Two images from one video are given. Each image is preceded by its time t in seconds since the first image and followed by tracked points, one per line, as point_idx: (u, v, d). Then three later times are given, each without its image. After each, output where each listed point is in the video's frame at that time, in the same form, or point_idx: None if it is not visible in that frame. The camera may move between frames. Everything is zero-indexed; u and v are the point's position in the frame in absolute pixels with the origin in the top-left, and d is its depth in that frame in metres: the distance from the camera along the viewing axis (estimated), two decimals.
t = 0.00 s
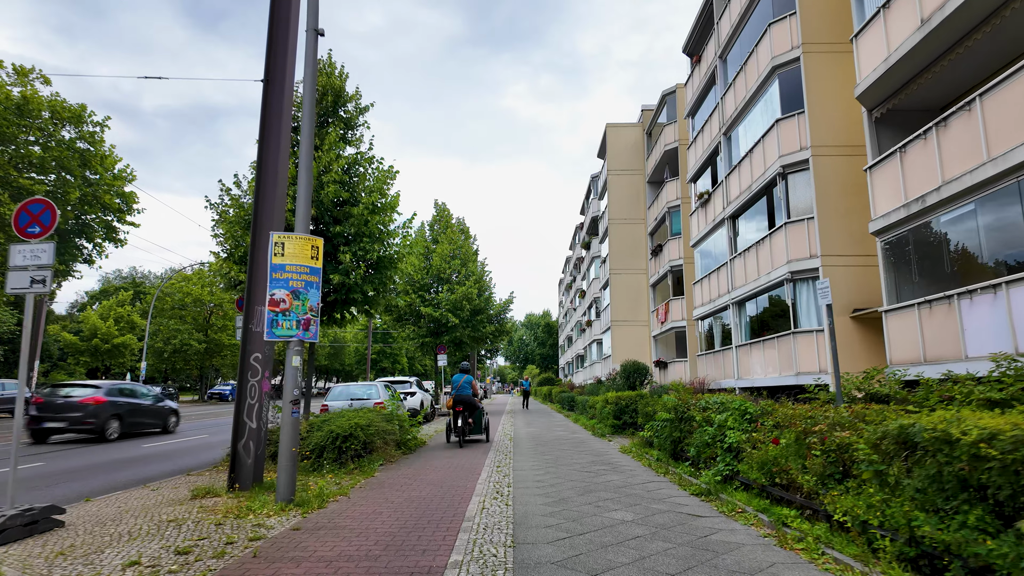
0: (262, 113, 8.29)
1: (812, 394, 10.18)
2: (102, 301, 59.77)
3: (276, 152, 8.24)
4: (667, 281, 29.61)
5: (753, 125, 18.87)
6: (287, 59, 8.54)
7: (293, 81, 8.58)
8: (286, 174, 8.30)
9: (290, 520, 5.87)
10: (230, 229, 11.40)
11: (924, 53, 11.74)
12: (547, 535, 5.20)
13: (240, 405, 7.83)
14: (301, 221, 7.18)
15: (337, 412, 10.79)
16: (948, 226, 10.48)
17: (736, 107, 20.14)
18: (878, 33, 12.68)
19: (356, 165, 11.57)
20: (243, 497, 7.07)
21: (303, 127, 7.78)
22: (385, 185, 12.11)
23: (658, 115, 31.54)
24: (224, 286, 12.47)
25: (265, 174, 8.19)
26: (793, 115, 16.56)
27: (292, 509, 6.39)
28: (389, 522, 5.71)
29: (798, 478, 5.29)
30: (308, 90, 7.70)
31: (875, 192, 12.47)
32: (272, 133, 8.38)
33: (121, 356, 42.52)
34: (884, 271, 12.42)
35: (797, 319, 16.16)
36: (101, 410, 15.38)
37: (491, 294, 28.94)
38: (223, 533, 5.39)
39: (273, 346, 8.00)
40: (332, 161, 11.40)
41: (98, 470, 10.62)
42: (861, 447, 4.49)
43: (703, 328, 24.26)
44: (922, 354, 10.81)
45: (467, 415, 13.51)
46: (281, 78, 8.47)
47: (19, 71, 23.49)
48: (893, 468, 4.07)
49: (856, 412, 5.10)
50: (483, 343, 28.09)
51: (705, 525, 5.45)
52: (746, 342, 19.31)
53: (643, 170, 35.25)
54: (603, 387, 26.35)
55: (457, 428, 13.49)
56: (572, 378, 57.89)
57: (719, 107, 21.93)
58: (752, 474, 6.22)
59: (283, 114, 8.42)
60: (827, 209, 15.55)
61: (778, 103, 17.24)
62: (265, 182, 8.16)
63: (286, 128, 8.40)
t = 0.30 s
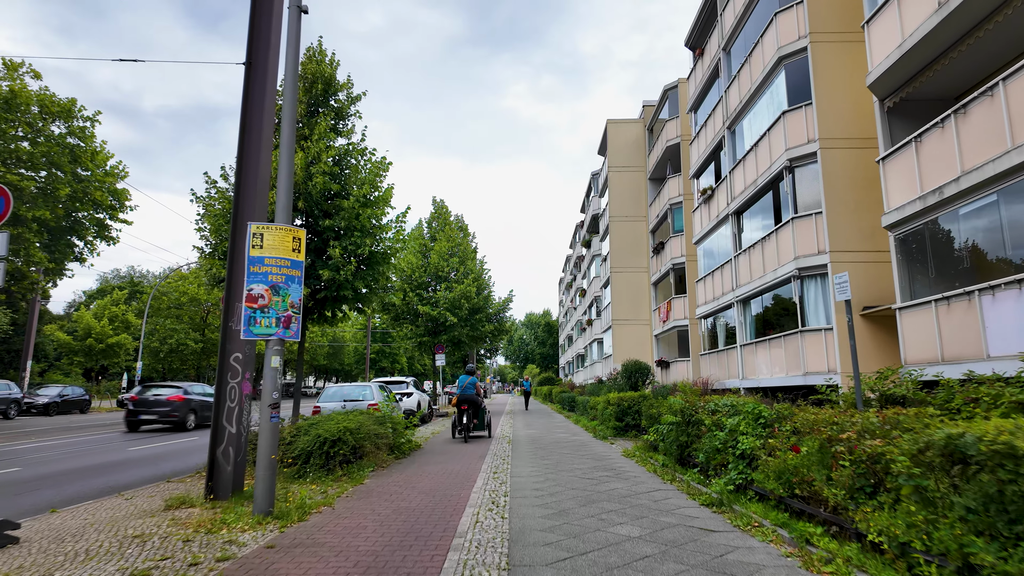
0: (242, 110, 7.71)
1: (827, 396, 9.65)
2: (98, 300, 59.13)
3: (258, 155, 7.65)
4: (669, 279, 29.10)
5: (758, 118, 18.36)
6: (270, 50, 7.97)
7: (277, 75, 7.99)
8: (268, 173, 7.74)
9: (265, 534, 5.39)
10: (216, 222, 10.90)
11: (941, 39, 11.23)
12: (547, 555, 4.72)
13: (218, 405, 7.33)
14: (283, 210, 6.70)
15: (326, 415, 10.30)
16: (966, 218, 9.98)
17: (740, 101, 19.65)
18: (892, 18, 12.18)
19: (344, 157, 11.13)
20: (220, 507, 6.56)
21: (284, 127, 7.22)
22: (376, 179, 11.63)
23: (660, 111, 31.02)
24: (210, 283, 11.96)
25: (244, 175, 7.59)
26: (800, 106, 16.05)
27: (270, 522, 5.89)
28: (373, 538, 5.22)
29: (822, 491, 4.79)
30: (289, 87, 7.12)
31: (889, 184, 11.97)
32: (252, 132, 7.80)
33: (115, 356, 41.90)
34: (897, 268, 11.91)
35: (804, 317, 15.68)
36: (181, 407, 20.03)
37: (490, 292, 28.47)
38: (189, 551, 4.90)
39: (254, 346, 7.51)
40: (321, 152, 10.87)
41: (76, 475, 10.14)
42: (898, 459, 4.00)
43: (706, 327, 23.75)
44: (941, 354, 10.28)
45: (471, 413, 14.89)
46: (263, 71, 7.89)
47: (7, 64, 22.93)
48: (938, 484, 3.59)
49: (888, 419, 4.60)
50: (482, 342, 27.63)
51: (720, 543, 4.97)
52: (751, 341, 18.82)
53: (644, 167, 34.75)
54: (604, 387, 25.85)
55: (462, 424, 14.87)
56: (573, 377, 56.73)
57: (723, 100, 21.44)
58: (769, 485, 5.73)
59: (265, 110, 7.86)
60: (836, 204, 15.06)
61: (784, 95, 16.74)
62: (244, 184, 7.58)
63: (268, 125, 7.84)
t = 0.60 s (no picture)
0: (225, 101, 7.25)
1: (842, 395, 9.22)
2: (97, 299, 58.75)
3: (241, 151, 7.17)
4: (672, 278, 28.66)
5: (765, 111, 17.91)
6: (256, 36, 7.52)
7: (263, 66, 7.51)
8: (253, 166, 7.26)
9: (243, 545, 4.94)
10: (204, 214, 10.48)
11: (960, 25, 10.77)
12: (551, 569, 4.28)
13: (201, 404, 6.91)
14: (267, 196, 6.28)
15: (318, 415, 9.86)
16: (988, 209, 9.54)
17: (746, 94, 19.19)
18: (907, 4, 11.72)
19: (336, 147, 10.72)
20: (200, 513, 6.14)
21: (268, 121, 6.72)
22: (370, 170, 11.21)
23: (663, 107, 30.51)
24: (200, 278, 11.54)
25: (227, 173, 7.13)
26: (809, 98, 15.60)
27: (250, 530, 5.46)
28: (361, 548, 4.80)
29: (853, 497, 4.36)
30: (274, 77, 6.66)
31: (904, 176, 11.52)
32: (237, 124, 7.33)
33: (113, 355, 41.48)
34: (912, 261, 11.47)
35: (813, 315, 15.24)
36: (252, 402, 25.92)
37: (491, 290, 28.03)
38: (158, 563, 4.47)
39: (239, 341, 7.07)
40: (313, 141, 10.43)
41: (58, 477, 9.73)
42: (949, 464, 3.56)
43: (710, 325, 23.30)
44: (963, 351, 9.80)
45: (477, 412, 15.84)
46: (248, 62, 7.41)
47: None
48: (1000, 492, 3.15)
49: (928, 419, 4.16)
50: (482, 342, 27.22)
51: (739, 554, 4.52)
52: (758, 339, 18.37)
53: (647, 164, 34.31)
54: (606, 387, 25.39)
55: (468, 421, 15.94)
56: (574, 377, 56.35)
57: (728, 94, 20.98)
58: (790, 489, 5.29)
59: (250, 103, 7.37)
60: (846, 198, 14.61)
61: (792, 86, 16.28)
62: (228, 182, 7.13)
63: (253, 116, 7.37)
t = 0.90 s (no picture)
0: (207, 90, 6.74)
1: (860, 398, 8.75)
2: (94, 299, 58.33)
3: (225, 135, 6.70)
4: (676, 277, 28.20)
5: (773, 105, 17.41)
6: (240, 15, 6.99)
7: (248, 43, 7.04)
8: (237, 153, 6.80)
9: (214, 569, 4.47)
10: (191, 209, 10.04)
11: (982, 11, 10.28)
12: None
13: (179, 409, 6.43)
14: (247, 185, 5.80)
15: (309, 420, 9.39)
16: (1014, 203, 9.06)
17: (753, 87, 18.70)
18: None
19: (328, 138, 10.25)
20: (176, 528, 5.68)
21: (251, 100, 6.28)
22: (364, 162, 10.75)
23: (666, 103, 30.01)
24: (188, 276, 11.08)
25: (210, 168, 6.69)
26: (819, 91, 15.13)
27: (226, 549, 4.99)
28: (345, 573, 4.34)
29: (894, 519, 3.88)
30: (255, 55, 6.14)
31: (922, 169, 11.05)
32: (220, 113, 6.82)
33: (109, 355, 41.04)
34: (930, 258, 11.00)
35: (823, 314, 14.77)
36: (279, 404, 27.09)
37: (491, 289, 27.60)
38: None
39: (220, 341, 6.62)
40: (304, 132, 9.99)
41: (35, 485, 9.26)
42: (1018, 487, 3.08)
43: (715, 325, 22.83)
44: (987, 352, 9.33)
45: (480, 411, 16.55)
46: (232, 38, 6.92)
47: None
48: None
49: (981, 431, 3.68)
50: (482, 342, 26.78)
51: None
52: (765, 339, 17.88)
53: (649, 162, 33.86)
54: (609, 388, 24.90)
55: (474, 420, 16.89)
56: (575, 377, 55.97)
57: (733, 88, 20.49)
58: (817, 506, 4.82)
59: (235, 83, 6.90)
60: (858, 193, 14.13)
61: (801, 78, 15.79)
62: (211, 178, 6.68)
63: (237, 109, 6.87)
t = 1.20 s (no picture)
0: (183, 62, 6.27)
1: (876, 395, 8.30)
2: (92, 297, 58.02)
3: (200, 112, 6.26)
4: (678, 274, 27.76)
5: (779, 95, 16.95)
6: None
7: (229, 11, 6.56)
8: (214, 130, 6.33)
9: None
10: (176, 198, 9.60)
11: None
12: None
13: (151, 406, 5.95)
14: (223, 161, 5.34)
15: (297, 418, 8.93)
16: None
17: (758, 78, 18.23)
18: None
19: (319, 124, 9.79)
20: (143, 535, 5.21)
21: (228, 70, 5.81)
22: (357, 151, 10.29)
23: (667, 98, 29.56)
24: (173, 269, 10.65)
25: (190, 154, 6.20)
26: (828, 80, 14.67)
27: (194, 559, 4.53)
28: None
29: (942, 528, 3.42)
30: (232, 18, 5.60)
31: (939, 157, 10.59)
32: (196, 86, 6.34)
33: (104, 354, 40.67)
34: (946, 250, 10.55)
35: (831, 309, 14.32)
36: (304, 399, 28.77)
37: (490, 286, 27.17)
38: None
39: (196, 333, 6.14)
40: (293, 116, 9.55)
41: (9, 486, 8.82)
42: None
43: (718, 323, 22.38)
44: (1008, 347, 8.88)
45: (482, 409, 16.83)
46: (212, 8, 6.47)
47: None
48: None
49: None
50: (481, 339, 26.36)
51: None
52: (771, 337, 17.43)
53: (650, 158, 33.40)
54: (610, 387, 24.43)
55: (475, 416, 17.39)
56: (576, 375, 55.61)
57: (738, 80, 20.01)
58: (846, 511, 4.36)
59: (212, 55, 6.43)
60: (868, 185, 13.67)
61: (809, 67, 15.32)
62: (190, 165, 6.18)
63: (217, 87, 6.38)
